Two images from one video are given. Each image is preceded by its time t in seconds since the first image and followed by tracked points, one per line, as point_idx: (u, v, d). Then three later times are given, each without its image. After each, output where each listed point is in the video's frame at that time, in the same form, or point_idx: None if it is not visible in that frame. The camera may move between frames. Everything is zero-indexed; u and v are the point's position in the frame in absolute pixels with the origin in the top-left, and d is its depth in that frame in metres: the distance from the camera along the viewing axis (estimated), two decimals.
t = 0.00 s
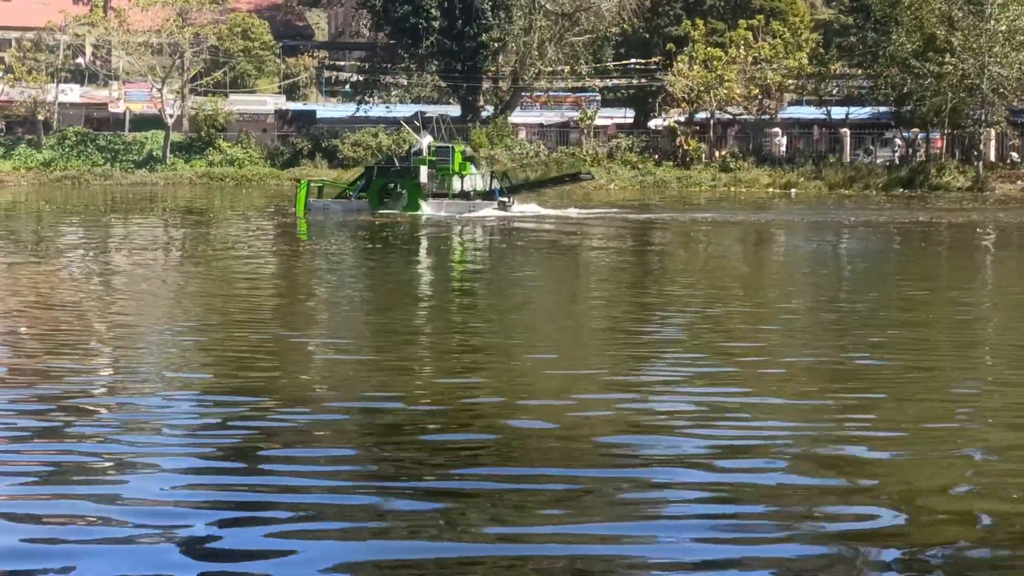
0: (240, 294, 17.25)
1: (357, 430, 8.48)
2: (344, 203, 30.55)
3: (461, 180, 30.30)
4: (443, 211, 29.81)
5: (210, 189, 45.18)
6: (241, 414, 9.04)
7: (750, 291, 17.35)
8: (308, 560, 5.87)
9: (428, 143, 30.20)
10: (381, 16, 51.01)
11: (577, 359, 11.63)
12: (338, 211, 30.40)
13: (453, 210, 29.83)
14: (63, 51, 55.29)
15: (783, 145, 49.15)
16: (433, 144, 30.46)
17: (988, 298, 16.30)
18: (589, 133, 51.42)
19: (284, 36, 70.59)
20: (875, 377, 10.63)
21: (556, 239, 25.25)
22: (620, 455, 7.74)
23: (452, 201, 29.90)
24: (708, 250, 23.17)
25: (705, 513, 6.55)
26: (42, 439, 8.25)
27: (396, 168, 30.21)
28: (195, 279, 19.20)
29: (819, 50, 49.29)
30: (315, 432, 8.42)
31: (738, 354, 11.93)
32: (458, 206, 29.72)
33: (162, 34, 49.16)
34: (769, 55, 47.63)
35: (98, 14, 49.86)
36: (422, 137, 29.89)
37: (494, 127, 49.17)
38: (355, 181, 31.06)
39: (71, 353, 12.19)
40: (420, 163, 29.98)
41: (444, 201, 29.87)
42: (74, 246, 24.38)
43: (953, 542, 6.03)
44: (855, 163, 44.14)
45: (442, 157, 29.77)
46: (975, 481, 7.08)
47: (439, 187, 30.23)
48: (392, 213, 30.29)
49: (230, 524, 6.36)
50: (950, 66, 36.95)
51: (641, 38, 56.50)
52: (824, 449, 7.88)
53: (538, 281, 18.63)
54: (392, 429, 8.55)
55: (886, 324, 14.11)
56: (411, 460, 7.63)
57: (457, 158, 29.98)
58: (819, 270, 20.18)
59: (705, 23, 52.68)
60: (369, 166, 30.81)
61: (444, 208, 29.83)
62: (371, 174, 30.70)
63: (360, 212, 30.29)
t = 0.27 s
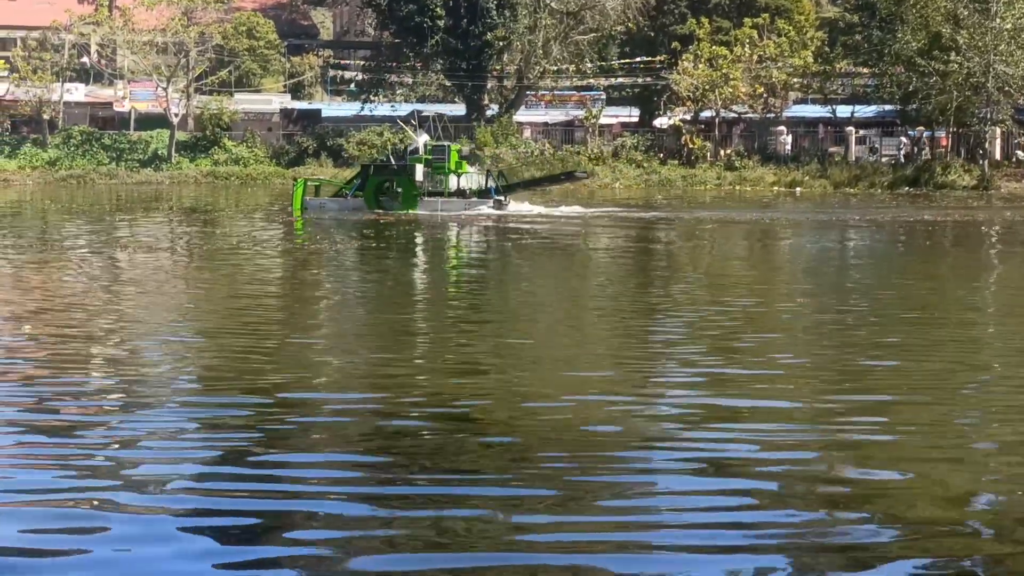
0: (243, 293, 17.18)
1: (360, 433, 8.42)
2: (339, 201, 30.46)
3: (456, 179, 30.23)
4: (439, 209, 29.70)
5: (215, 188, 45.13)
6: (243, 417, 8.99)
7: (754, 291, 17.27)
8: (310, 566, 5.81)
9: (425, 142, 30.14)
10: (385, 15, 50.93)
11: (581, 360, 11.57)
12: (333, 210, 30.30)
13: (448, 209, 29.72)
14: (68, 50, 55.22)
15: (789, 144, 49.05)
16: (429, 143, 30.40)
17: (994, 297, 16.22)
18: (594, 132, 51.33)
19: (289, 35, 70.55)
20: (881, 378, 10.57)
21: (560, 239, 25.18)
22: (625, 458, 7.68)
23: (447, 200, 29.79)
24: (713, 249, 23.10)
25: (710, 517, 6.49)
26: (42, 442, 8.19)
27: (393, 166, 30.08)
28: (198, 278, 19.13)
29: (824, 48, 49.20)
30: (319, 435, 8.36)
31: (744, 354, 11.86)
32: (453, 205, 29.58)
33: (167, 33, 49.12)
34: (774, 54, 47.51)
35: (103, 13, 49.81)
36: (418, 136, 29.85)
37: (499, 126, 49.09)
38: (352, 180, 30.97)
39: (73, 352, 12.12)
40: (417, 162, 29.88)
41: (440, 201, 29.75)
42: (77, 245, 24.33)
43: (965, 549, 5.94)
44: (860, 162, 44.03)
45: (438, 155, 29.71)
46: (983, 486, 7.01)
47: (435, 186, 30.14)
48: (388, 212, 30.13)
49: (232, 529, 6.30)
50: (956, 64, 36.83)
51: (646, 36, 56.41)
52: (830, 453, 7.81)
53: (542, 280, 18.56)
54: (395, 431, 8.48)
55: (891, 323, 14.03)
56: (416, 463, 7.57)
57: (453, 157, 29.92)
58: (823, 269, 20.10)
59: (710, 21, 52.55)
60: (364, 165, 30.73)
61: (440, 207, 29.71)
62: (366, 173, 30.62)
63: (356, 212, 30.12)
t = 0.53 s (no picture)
0: (248, 293, 17.19)
1: (364, 434, 8.42)
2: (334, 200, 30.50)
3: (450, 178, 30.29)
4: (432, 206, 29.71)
5: (219, 188, 45.16)
6: (247, 418, 8.99)
7: (758, 289, 17.26)
8: (314, 562, 5.90)
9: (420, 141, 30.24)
10: (390, 15, 50.92)
11: (585, 360, 11.56)
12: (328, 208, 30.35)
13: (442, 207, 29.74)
14: (73, 50, 55.26)
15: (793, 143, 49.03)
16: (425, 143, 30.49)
17: (998, 297, 16.20)
18: (598, 131, 51.37)
19: (293, 34, 70.64)
20: (883, 378, 10.57)
21: (564, 239, 25.18)
22: (629, 461, 7.67)
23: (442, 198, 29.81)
24: (717, 249, 23.13)
25: (709, 514, 6.58)
26: (47, 441, 8.27)
27: (388, 165, 30.12)
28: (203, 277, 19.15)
29: (828, 47, 49.21)
30: (321, 436, 8.36)
31: (748, 355, 11.86)
32: (447, 203, 29.58)
33: (172, 32, 49.15)
34: (779, 53, 47.48)
35: (107, 13, 49.83)
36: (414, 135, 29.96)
37: (503, 125, 49.10)
38: (347, 180, 31.01)
39: (76, 352, 12.13)
40: (411, 160, 29.95)
41: (434, 199, 29.72)
42: (81, 245, 24.33)
43: (974, 556, 5.91)
44: (864, 161, 44.03)
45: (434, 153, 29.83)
46: (988, 490, 6.99)
47: (430, 184, 30.19)
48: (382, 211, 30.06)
49: (236, 525, 6.39)
50: (960, 64, 36.81)
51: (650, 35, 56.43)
52: (832, 456, 7.80)
53: (547, 280, 18.56)
54: (397, 432, 8.49)
55: (896, 323, 14.04)
56: (418, 462, 7.66)
57: (448, 156, 30.03)
58: (827, 268, 20.13)
59: (714, 19, 52.52)
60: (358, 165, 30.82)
61: (434, 205, 29.65)
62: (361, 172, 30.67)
63: (351, 212, 30.05)
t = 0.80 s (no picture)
0: (254, 291, 17.20)
1: (370, 433, 8.40)
2: (331, 199, 30.62)
3: (447, 176, 30.39)
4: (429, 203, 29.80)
5: (225, 185, 45.22)
6: (252, 417, 8.98)
7: (765, 289, 17.24)
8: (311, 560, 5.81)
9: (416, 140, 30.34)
10: (396, 13, 50.95)
11: (590, 359, 11.55)
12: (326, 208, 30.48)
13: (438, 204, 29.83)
14: (80, 49, 55.33)
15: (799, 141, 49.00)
16: (421, 141, 30.57)
17: (1005, 296, 16.17)
18: (604, 129, 51.38)
19: (300, 32, 70.71)
20: (889, 377, 10.54)
21: (571, 237, 25.16)
22: (635, 460, 7.65)
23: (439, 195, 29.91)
24: (723, 247, 23.15)
25: (713, 514, 6.49)
26: (52, 438, 8.26)
27: (386, 163, 30.13)
28: (209, 276, 19.16)
29: (834, 46, 49.20)
30: (326, 435, 8.35)
31: (754, 354, 11.84)
32: (444, 200, 29.63)
33: (177, 30, 49.20)
34: (784, 51, 47.44)
35: (114, 11, 49.92)
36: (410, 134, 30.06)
37: (509, 123, 49.11)
38: (345, 178, 31.08)
39: (82, 351, 12.11)
40: (409, 158, 30.09)
41: (431, 196, 29.80)
42: (87, 242, 24.34)
43: (979, 552, 5.87)
44: (870, 160, 44.00)
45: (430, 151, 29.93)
46: (994, 488, 6.95)
47: (427, 182, 30.27)
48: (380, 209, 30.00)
49: (237, 522, 6.34)
50: (966, 62, 36.78)
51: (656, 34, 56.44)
52: (838, 454, 7.78)
53: (554, 279, 18.56)
54: (403, 432, 8.47)
55: (903, 322, 14.01)
56: (422, 463, 7.58)
57: (445, 154, 30.13)
58: (834, 266, 20.14)
59: (720, 18, 52.52)
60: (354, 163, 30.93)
61: (432, 203, 29.72)
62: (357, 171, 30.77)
63: (349, 211, 29.99)
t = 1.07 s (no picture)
0: (260, 290, 17.17)
1: (377, 436, 8.38)
2: (328, 197, 30.64)
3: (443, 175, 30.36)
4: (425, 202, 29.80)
5: (230, 184, 45.21)
6: (260, 418, 8.95)
7: (771, 288, 17.21)
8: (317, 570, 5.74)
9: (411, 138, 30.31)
10: (401, 13, 50.94)
11: (598, 361, 11.52)
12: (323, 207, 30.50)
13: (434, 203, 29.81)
14: (85, 47, 55.31)
15: (805, 140, 48.91)
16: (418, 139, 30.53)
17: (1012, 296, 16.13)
18: (609, 127, 51.33)
19: (304, 31, 70.68)
20: (897, 379, 10.51)
21: (577, 236, 25.11)
22: (644, 463, 7.61)
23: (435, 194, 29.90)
24: (728, 246, 23.11)
25: (727, 521, 6.43)
26: (60, 440, 8.23)
27: (382, 162, 30.18)
28: (215, 275, 19.13)
29: (839, 44, 49.14)
30: (334, 438, 8.32)
31: (761, 355, 11.80)
32: (440, 199, 29.58)
33: (182, 29, 49.21)
34: (790, 50, 47.33)
35: (118, 9, 49.91)
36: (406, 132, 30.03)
37: (514, 122, 49.05)
38: (342, 176, 31.06)
39: (89, 350, 12.08)
40: (404, 157, 30.05)
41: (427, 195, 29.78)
42: (92, 241, 24.30)
43: (989, 558, 5.85)
44: (876, 158, 43.94)
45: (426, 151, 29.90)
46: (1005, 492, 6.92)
47: (424, 181, 30.23)
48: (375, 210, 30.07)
49: (246, 527, 6.31)
50: (972, 60, 36.68)
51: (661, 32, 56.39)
52: (847, 458, 7.74)
53: (560, 279, 18.52)
54: (411, 434, 8.44)
55: (910, 322, 13.97)
56: (432, 469, 7.51)
57: (441, 153, 30.09)
58: (840, 265, 20.11)
59: (726, 16, 52.46)
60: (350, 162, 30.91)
61: (429, 202, 29.60)
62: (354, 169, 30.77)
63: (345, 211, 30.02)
